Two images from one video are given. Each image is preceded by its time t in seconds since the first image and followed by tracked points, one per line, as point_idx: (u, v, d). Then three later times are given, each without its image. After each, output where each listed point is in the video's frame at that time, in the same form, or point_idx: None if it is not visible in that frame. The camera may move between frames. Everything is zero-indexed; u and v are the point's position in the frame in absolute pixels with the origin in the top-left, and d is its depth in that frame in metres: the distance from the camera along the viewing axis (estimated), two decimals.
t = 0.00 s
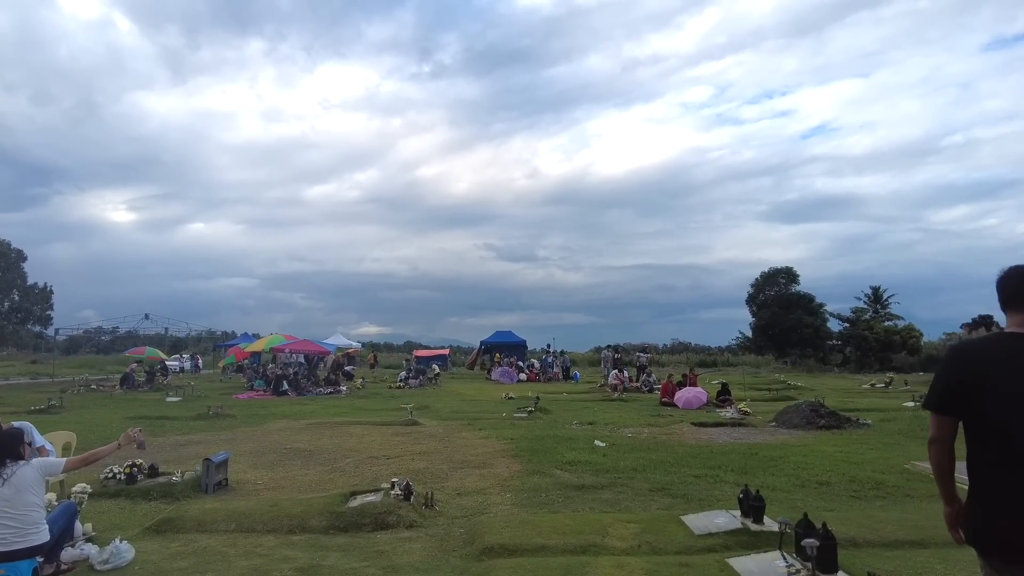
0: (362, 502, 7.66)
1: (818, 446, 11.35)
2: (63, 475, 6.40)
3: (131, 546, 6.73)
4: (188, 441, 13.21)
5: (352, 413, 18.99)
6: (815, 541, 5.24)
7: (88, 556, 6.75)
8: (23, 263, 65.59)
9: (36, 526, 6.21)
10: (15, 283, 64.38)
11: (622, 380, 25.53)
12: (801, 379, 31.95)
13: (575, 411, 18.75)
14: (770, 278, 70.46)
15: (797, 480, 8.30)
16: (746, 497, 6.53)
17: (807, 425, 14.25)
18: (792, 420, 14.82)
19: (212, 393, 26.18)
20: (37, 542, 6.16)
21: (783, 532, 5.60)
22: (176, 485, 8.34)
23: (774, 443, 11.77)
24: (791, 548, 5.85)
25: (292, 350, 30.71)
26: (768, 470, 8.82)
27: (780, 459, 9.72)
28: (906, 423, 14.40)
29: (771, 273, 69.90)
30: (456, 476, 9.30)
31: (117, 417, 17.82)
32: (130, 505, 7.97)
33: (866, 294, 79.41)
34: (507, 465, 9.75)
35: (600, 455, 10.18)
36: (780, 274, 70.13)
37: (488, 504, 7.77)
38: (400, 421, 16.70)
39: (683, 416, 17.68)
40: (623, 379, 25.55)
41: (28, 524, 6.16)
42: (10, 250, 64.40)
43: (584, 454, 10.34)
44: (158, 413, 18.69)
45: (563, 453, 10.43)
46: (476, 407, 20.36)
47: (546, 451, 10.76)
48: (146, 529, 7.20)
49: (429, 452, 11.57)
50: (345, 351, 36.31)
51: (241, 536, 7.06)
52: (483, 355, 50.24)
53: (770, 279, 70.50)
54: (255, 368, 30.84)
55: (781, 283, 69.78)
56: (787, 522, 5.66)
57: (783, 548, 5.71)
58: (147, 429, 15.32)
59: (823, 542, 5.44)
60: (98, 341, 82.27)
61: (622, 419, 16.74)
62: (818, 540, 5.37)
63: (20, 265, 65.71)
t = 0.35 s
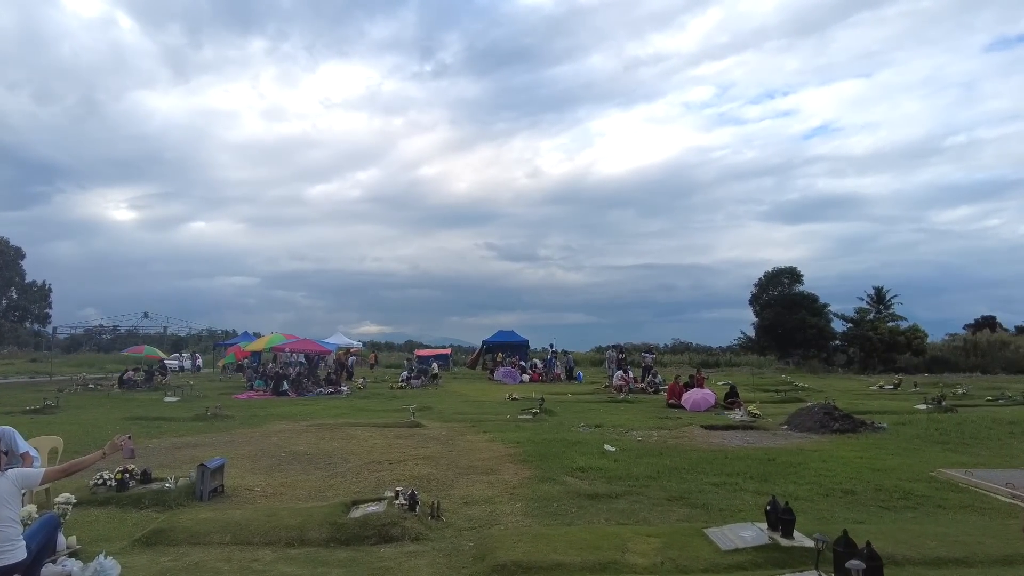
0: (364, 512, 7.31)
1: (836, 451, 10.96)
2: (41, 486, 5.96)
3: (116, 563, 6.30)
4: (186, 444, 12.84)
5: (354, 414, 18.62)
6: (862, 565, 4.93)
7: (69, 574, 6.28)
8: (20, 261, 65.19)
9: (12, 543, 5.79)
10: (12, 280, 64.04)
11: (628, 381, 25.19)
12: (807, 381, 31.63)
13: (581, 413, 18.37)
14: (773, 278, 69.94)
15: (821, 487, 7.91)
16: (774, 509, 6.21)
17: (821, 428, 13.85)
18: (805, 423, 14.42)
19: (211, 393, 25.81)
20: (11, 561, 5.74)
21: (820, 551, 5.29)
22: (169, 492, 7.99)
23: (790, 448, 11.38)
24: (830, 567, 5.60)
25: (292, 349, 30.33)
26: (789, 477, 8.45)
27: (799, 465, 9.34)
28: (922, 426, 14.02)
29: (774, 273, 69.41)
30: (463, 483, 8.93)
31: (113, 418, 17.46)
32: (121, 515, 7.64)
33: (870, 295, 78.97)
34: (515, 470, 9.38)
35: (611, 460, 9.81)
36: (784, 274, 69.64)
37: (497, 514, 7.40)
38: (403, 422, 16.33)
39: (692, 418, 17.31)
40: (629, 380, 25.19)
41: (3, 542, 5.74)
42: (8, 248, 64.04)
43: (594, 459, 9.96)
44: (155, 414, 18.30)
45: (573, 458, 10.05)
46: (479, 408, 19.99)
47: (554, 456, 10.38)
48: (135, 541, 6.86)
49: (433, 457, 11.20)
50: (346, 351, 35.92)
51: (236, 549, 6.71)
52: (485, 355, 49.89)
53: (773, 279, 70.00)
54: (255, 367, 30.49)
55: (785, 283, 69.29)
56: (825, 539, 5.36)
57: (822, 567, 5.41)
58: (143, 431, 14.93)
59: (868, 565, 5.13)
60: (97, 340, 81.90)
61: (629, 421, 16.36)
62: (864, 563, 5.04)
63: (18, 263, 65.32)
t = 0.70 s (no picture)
0: (358, 521, 6.94)
1: (851, 452, 10.54)
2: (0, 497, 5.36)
3: None
4: (177, 445, 12.43)
5: (351, 414, 18.20)
6: None
7: None
8: (14, 259, 64.62)
9: None
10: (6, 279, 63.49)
11: (630, 381, 24.82)
12: (810, 380, 31.25)
13: (583, 413, 17.95)
14: (773, 277, 69.53)
15: (842, 491, 7.51)
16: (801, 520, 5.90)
17: (832, 429, 13.44)
18: (816, 423, 14.01)
19: (207, 393, 25.36)
20: None
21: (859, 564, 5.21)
22: (152, 499, 7.69)
23: (803, 450, 10.96)
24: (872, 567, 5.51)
25: (289, 349, 29.87)
26: (807, 481, 8.04)
27: (817, 468, 8.94)
28: (936, 427, 13.61)
29: (775, 273, 69.04)
30: (465, 489, 8.52)
31: (104, 418, 17.02)
32: (100, 523, 7.37)
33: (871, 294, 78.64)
34: (520, 475, 8.97)
35: (619, 464, 9.40)
36: (785, 273, 69.24)
37: (501, 523, 7.00)
38: (402, 423, 15.93)
39: (697, 418, 16.91)
40: (631, 380, 24.77)
41: None
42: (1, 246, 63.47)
43: (601, 462, 9.55)
44: (147, 415, 17.86)
45: (579, 461, 9.63)
46: (480, 409, 19.59)
47: (560, 459, 9.96)
48: (113, 553, 6.49)
49: (433, 460, 10.77)
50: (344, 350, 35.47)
51: (222, 562, 6.34)
52: (484, 354, 49.49)
53: (773, 278, 69.61)
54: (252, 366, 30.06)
55: (785, 283, 68.90)
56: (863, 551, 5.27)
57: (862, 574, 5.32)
58: (133, 432, 14.49)
59: None
60: (94, 339, 81.37)
61: (633, 422, 15.94)
62: None
63: (12, 262, 64.75)
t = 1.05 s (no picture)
0: (352, 533, 6.63)
1: (867, 453, 10.17)
2: None
3: None
4: (167, 448, 12.02)
5: (349, 414, 17.80)
6: None
7: None
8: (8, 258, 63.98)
9: None
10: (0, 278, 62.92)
11: (633, 379, 24.46)
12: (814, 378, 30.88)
13: (586, 413, 17.57)
14: (776, 273, 68.78)
15: (864, 496, 7.15)
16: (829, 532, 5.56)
17: (843, 429, 13.04)
18: (827, 423, 13.61)
19: (202, 392, 24.93)
20: None
21: None
22: (132, 508, 7.51)
23: (817, 451, 10.58)
24: None
25: (285, 347, 29.43)
26: (826, 486, 7.68)
27: (833, 471, 8.57)
28: (949, 427, 13.21)
29: (776, 270, 68.62)
30: (466, 495, 8.15)
31: (95, 420, 16.60)
32: (77, 534, 7.17)
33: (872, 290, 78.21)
34: (524, 479, 8.61)
35: (626, 467, 9.03)
36: (786, 270, 68.79)
37: (504, 535, 6.67)
38: (400, 423, 15.54)
39: (703, 418, 16.54)
40: (633, 378, 24.39)
41: None
42: None
43: (606, 465, 9.18)
44: (140, 415, 17.43)
45: (584, 465, 9.27)
46: (480, 408, 19.20)
47: (564, 462, 9.58)
48: (86, 569, 6.14)
49: (432, 463, 10.39)
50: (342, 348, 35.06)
51: None
52: (484, 352, 49.12)
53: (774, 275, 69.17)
54: (249, 365, 29.65)
55: (787, 279, 68.49)
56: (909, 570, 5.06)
57: None
58: (123, 433, 14.09)
59: None
60: (92, 338, 80.91)
61: (637, 422, 15.55)
62: None
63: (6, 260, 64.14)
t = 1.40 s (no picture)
0: (349, 541, 6.22)
1: (889, 453, 9.78)
2: None
3: None
4: (161, 447, 11.61)
5: (349, 412, 17.41)
6: None
7: None
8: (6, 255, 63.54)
9: None
10: None
11: (638, 376, 24.06)
12: (820, 376, 30.52)
13: (591, 411, 17.16)
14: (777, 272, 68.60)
15: (895, 499, 6.77)
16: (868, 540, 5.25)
17: (859, 428, 12.63)
18: (841, 421, 13.18)
19: (200, 390, 24.52)
20: None
21: None
22: (117, 512, 7.15)
23: (835, 452, 10.18)
24: None
25: (284, 344, 29.01)
26: (852, 488, 7.29)
27: (857, 472, 8.18)
28: (968, 426, 12.78)
29: (778, 267, 68.17)
30: (471, 498, 7.76)
31: (88, 417, 16.18)
32: (57, 540, 6.78)
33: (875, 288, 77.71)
34: (532, 480, 8.23)
35: (638, 467, 8.65)
36: (789, 268, 68.33)
37: (514, 542, 6.31)
38: (401, 422, 15.13)
39: (712, 416, 16.14)
40: (638, 376, 23.99)
41: None
42: None
43: (617, 466, 8.80)
44: (134, 413, 17.01)
45: (594, 465, 8.88)
46: (483, 407, 18.80)
47: (573, 462, 9.19)
48: None
49: (435, 463, 9.99)
50: (342, 346, 34.66)
51: None
52: (485, 351, 48.75)
53: (777, 273, 68.74)
54: (247, 362, 29.23)
55: (789, 277, 68.04)
56: None
57: None
58: (115, 431, 13.69)
59: None
60: (92, 337, 80.52)
61: (644, 421, 15.14)
62: None
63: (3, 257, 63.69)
